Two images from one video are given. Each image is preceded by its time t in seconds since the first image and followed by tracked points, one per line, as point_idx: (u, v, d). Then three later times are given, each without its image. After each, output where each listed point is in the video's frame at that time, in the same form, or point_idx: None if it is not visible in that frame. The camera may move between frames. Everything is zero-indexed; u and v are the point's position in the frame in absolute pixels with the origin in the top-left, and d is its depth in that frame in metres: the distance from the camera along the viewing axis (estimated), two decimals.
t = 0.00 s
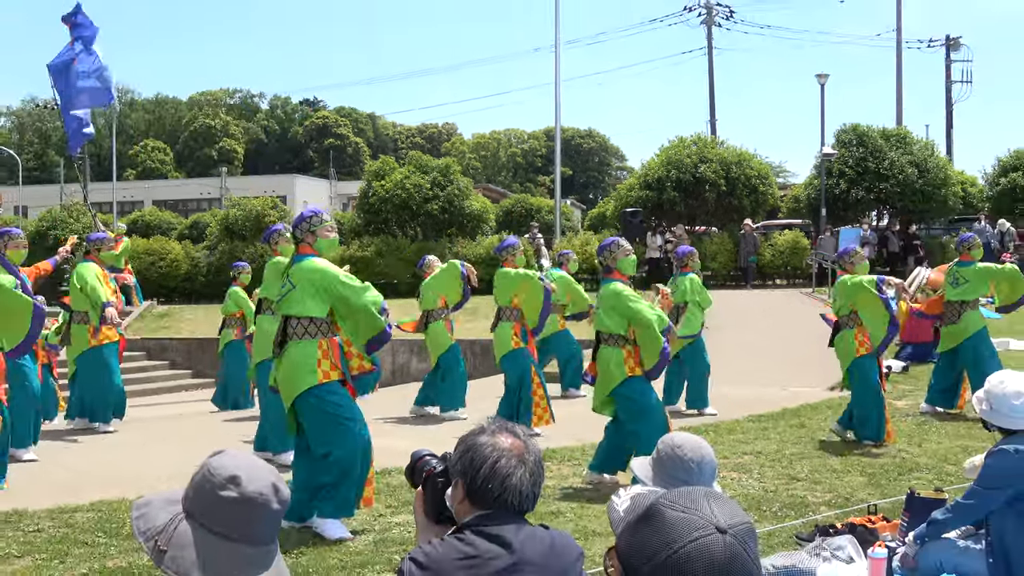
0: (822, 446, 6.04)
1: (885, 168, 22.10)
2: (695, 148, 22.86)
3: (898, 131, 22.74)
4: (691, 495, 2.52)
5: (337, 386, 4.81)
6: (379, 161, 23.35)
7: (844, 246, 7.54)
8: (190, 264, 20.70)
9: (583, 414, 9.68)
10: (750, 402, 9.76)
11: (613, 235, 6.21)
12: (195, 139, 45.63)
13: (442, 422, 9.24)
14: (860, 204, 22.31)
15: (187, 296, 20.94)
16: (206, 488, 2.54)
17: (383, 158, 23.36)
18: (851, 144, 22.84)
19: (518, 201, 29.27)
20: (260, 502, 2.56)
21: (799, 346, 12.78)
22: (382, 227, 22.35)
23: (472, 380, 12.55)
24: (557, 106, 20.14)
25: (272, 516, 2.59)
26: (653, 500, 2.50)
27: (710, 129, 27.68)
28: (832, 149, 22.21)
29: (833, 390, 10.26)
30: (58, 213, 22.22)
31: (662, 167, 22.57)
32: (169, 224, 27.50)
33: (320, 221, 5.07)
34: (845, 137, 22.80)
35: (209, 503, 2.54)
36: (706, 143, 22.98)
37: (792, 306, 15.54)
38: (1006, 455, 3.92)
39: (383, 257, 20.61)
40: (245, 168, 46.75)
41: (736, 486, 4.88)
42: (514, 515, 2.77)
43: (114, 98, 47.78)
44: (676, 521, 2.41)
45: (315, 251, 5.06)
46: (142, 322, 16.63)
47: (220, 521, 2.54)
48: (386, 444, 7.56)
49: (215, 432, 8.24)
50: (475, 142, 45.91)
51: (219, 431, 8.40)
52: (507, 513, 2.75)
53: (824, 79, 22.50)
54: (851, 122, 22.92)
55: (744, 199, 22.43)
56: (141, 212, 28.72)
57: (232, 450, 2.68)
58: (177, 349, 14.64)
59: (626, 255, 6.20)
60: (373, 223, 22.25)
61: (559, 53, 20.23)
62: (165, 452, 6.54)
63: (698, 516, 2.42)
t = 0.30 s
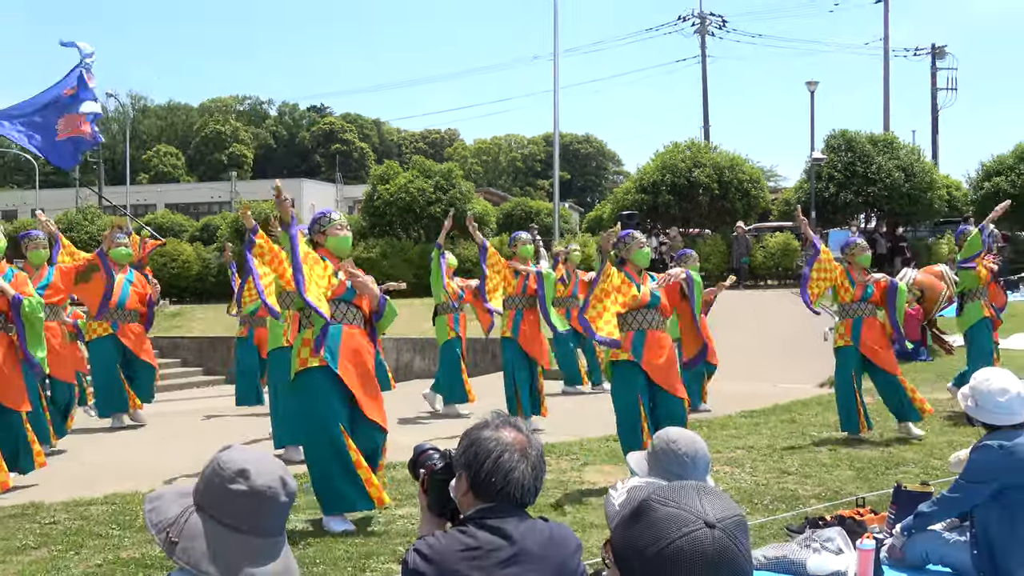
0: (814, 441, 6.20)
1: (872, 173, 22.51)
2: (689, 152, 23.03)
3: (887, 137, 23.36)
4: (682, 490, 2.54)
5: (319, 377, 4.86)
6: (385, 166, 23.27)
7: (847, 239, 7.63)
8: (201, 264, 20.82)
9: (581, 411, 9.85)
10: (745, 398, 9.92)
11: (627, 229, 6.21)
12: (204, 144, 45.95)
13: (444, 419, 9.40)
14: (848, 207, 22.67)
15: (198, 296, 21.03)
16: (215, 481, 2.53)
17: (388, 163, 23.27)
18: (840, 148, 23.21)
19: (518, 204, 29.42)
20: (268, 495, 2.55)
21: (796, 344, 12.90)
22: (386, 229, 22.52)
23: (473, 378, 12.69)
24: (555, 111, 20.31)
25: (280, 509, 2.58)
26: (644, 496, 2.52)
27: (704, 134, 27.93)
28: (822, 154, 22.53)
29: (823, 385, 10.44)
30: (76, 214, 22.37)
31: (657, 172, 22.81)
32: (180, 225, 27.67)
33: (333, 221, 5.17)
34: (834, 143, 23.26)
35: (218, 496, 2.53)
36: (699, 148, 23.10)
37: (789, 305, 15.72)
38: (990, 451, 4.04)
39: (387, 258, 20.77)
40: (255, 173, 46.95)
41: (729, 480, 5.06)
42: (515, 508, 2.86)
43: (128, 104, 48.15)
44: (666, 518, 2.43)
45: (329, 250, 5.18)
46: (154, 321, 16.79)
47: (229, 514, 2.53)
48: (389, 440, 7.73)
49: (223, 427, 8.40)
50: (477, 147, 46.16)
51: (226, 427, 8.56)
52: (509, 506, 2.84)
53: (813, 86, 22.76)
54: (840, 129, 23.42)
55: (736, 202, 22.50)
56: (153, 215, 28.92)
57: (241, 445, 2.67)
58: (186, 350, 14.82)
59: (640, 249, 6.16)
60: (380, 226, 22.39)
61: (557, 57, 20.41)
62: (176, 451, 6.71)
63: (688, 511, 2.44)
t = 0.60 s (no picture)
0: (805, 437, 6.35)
1: (861, 177, 23.02)
2: (684, 157, 23.59)
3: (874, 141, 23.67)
4: (672, 484, 2.64)
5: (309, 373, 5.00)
6: (389, 169, 23.58)
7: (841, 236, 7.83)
8: (211, 266, 20.98)
9: (580, 408, 10.00)
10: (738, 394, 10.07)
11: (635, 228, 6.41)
12: (211, 149, 46.24)
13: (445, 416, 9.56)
14: (838, 209, 23.21)
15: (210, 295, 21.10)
16: (224, 476, 2.56)
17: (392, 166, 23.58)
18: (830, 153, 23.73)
19: (518, 207, 29.55)
20: (276, 489, 2.58)
21: (792, 343, 13.04)
22: (390, 231, 22.70)
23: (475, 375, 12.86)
24: (554, 117, 20.55)
25: (288, 503, 2.60)
26: (636, 492, 2.62)
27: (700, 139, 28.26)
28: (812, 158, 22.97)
29: (813, 382, 10.61)
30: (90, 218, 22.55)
31: (653, 176, 23.37)
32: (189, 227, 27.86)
33: (348, 214, 5.18)
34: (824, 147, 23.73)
35: (226, 490, 2.56)
36: (694, 153, 23.74)
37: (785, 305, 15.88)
38: (976, 446, 4.18)
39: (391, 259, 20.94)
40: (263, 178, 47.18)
41: (723, 474, 5.23)
42: (516, 502, 2.94)
43: (141, 110, 48.58)
44: (657, 512, 2.53)
45: (341, 241, 5.20)
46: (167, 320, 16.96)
47: (238, 506, 2.56)
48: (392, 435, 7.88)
49: (229, 424, 8.56)
50: (478, 152, 46.53)
51: (233, 423, 8.71)
52: (510, 499, 2.93)
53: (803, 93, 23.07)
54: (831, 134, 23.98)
55: (730, 205, 23.19)
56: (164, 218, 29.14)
57: (250, 441, 2.70)
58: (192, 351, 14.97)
59: (647, 247, 6.38)
60: (385, 231, 22.60)
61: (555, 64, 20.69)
62: (184, 448, 6.86)
63: (678, 507, 2.53)
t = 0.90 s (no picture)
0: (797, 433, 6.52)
1: (850, 180, 23.47)
2: (679, 161, 23.85)
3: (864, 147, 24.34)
4: (665, 478, 2.54)
5: (319, 376, 5.10)
6: (393, 173, 23.84)
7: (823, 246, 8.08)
8: (221, 267, 21.07)
9: (578, 404, 10.19)
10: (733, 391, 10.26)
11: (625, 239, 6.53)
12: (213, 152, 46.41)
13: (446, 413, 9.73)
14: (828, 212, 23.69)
15: (218, 297, 21.38)
16: (232, 470, 2.58)
17: (396, 170, 23.85)
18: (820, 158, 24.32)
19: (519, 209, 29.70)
20: (283, 483, 2.60)
21: (787, 342, 13.19)
22: (394, 234, 22.94)
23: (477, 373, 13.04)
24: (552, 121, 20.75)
25: (295, 496, 2.62)
26: (628, 486, 2.54)
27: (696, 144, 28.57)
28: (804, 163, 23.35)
29: (806, 379, 10.81)
30: (100, 221, 22.72)
31: (649, 179, 23.55)
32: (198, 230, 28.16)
33: (353, 224, 5.30)
34: (815, 152, 24.32)
35: (234, 484, 2.57)
36: (688, 157, 23.96)
37: (782, 305, 16.09)
38: (960, 441, 4.32)
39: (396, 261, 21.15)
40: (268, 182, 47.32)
41: (716, 468, 5.42)
42: (517, 494, 3.05)
43: (152, 118, 48.87)
44: (647, 505, 2.44)
45: (345, 252, 5.32)
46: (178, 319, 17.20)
47: (245, 499, 2.57)
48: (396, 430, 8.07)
49: (234, 420, 8.74)
50: (479, 157, 46.70)
51: (240, 419, 8.89)
52: (512, 492, 3.03)
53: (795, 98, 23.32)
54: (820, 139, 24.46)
55: (723, 207, 23.32)
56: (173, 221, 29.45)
57: (258, 436, 2.72)
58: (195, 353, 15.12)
59: (638, 257, 6.51)
60: (386, 235, 22.75)
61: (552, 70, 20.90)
62: (191, 444, 7.01)
63: (668, 499, 2.44)
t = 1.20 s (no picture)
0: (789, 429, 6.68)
1: (840, 184, 23.89)
2: (674, 165, 24.30)
3: (852, 152, 24.48)
4: (654, 474, 2.68)
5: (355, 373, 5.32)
6: (397, 177, 24.10)
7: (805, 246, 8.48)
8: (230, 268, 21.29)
9: (576, 401, 10.36)
10: (728, 388, 10.44)
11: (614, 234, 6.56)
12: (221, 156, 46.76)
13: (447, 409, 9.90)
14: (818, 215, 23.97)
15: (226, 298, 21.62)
16: (242, 464, 2.67)
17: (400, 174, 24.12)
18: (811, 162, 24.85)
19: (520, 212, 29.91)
20: (291, 476, 2.68)
21: (782, 339, 13.36)
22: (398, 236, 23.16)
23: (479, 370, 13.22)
24: (552, 126, 20.97)
25: (303, 489, 2.71)
26: (620, 482, 2.68)
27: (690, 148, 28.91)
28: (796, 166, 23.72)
29: (798, 376, 11.00)
30: (111, 223, 22.98)
31: (645, 183, 23.88)
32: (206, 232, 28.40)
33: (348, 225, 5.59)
34: (806, 156, 24.85)
35: (243, 478, 2.67)
36: (683, 162, 24.40)
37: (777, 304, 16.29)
38: (946, 437, 4.47)
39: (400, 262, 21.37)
40: (276, 186, 47.59)
41: (710, 463, 5.60)
42: (515, 489, 3.18)
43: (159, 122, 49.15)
44: (636, 500, 2.57)
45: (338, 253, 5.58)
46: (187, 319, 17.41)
47: (254, 493, 2.67)
48: (399, 425, 8.24)
49: (240, 416, 8.92)
50: (479, 161, 46.96)
51: (246, 415, 9.06)
52: (510, 487, 3.17)
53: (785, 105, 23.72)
54: (811, 145, 24.81)
55: (716, 211, 23.84)
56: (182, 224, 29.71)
57: (267, 432, 2.81)
58: (207, 351, 15.31)
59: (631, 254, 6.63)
60: (390, 238, 22.93)
61: (552, 75, 21.12)
62: (200, 440, 7.18)
63: (656, 493, 2.57)
